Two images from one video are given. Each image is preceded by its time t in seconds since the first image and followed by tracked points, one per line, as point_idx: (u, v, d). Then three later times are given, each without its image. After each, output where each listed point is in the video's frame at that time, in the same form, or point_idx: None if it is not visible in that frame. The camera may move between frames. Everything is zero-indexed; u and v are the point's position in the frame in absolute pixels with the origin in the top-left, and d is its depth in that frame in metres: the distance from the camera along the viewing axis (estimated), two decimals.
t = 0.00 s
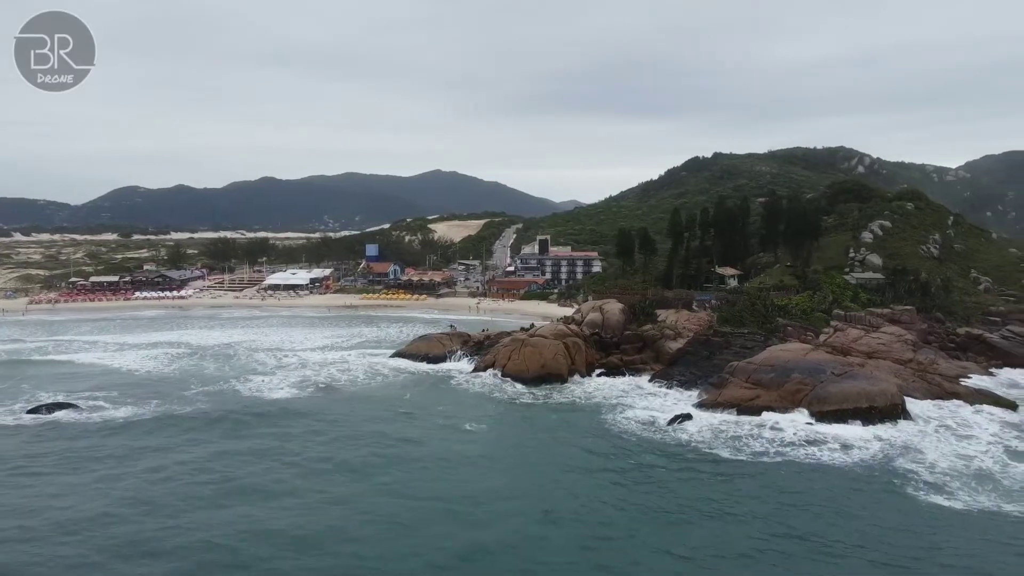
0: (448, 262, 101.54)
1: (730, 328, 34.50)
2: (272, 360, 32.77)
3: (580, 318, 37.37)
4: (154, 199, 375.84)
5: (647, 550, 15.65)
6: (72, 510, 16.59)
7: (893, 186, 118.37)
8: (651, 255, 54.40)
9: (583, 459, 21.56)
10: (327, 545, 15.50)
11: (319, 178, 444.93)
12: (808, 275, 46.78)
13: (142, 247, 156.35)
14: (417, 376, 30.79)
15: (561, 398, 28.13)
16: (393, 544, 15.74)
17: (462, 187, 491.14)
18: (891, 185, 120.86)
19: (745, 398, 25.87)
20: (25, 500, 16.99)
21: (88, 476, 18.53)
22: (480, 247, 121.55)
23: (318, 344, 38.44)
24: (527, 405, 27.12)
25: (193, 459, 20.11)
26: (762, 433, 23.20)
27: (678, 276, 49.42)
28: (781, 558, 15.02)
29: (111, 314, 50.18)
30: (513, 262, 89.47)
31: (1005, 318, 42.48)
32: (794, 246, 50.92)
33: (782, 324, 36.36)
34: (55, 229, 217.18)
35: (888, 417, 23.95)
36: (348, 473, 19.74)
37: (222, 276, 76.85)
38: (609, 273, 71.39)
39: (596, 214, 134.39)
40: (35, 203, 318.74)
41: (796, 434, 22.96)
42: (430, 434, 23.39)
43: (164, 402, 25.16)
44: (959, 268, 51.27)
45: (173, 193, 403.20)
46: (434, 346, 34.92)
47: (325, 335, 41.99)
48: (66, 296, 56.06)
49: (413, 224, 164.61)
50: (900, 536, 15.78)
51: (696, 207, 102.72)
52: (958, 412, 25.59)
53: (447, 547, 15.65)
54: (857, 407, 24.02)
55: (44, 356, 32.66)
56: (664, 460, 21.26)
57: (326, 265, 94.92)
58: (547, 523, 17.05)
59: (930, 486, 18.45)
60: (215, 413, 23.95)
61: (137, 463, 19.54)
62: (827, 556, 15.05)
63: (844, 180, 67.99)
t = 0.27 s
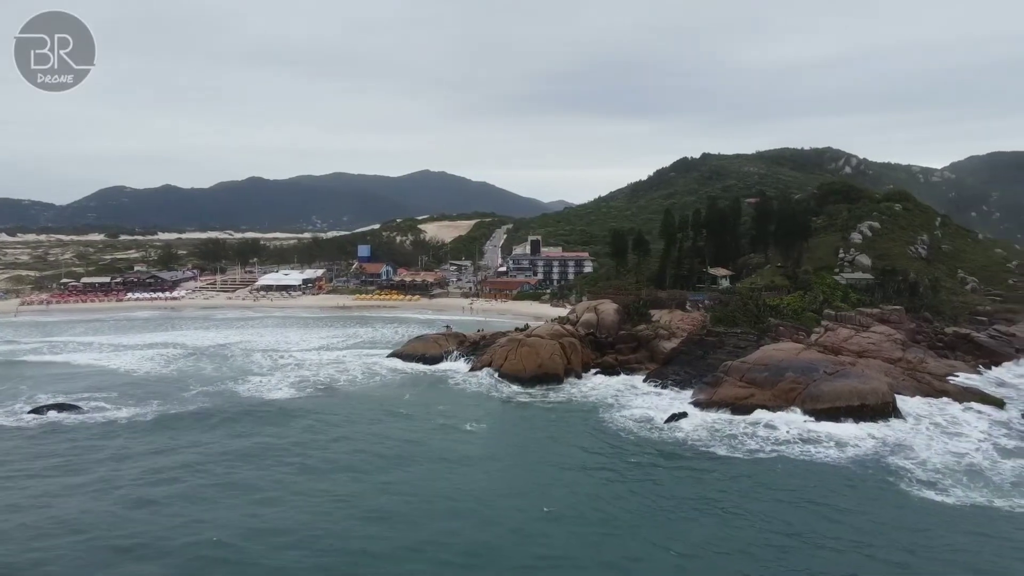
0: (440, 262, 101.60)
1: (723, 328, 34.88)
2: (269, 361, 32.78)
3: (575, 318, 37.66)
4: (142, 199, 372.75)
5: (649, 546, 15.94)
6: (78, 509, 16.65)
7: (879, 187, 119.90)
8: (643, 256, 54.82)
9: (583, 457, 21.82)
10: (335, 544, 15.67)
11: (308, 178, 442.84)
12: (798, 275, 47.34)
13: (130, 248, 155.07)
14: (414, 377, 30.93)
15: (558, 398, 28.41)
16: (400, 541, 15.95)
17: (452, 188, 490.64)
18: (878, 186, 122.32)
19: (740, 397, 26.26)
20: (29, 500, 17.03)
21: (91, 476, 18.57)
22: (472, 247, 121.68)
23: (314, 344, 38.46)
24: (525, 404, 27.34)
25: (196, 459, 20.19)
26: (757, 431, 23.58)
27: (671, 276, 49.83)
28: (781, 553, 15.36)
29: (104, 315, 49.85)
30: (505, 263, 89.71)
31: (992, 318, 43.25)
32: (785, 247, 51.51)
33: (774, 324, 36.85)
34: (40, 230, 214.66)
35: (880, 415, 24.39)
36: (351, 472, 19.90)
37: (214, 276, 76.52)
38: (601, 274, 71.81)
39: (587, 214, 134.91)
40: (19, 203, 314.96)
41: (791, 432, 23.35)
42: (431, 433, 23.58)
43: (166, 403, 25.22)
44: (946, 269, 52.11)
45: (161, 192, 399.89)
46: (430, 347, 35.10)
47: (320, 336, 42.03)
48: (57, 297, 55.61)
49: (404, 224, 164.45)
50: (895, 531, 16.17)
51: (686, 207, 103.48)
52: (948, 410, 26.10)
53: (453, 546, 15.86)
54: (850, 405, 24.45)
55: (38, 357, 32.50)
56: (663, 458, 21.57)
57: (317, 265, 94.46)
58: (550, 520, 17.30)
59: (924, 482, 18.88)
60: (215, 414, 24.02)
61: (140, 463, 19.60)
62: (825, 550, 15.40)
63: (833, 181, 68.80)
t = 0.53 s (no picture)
0: (429, 263, 101.57)
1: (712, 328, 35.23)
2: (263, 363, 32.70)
3: (566, 318, 37.95)
4: (125, 199, 368.26)
5: (648, 542, 16.23)
6: (79, 510, 16.63)
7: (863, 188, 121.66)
8: (633, 256, 55.25)
9: (579, 456, 22.09)
10: (339, 543, 15.79)
11: (294, 178, 439.73)
12: (786, 275, 47.96)
13: (114, 248, 153.29)
14: (409, 377, 31.06)
15: (552, 397, 28.68)
16: (403, 540, 16.11)
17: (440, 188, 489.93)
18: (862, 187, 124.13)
19: (731, 396, 26.65)
20: (29, 501, 16.97)
21: (90, 477, 18.53)
22: (460, 248, 121.75)
23: (306, 346, 38.41)
24: (520, 404, 27.55)
25: (195, 459, 20.21)
26: (749, 429, 23.97)
27: (661, 276, 50.23)
28: (777, 548, 15.71)
29: (92, 316, 49.33)
30: (494, 263, 89.88)
31: (974, 317, 44.13)
32: (772, 247, 52.16)
33: (763, 323, 37.35)
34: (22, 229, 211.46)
35: (868, 413, 24.88)
36: (351, 471, 20.01)
37: (202, 277, 75.99)
38: (590, 274, 72.20)
39: (575, 215, 135.41)
40: None
41: (782, 429, 23.77)
42: (428, 433, 23.73)
43: (164, 404, 25.24)
44: (930, 269, 53.09)
45: (145, 192, 395.31)
46: (423, 347, 35.22)
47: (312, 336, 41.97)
48: (44, 298, 54.96)
49: (392, 225, 164.09)
50: (887, 525, 16.59)
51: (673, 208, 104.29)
52: (934, 407, 26.68)
53: (456, 544, 16.05)
54: (839, 403, 24.90)
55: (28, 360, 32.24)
56: (658, 455, 21.88)
57: (305, 265, 93.54)
58: (550, 518, 17.53)
59: (913, 478, 19.34)
60: (212, 414, 24.01)
61: (139, 463, 19.59)
62: (820, 545, 15.78)
63: (818, 182, 69.72)
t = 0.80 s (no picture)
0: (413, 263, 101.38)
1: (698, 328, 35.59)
2: (251, 368, 32.71)
3: (554, 318, 38.22)
4: (103, 198, 362.33)
5: (644, 538, 16.53)
6: (74, 512, 16.54)
7: (842, 188, 123.67)
8: (618, 256, 55.72)
9: (572, 454, 22.37)
10: (339, 546, 15.88)
11: (275, 177, 435.66)
12: (769, 275, 48.70)
13: (91, 248, 150.72)
14: (399, 378, 31.13)
15: (542, 396, 28.94)
16: (402, 541, 16.23)
17: (423, 188, 488.41)
18: (841, 188, 126.26)
19: (719, 393, 27.09)
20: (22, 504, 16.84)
21: (84, 479, 18.41)
22: (445, 248, 121.66)
23: (294, 347, 38.36)
24: (511, 403, 27.80)
25: (189, 460, 20.14)
26: (737, 426, 24.44)
27: (646, 276, 50.67)
28: (770, 542, 16.09)
29: (75, 317, 48.77)
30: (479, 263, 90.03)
31: (952, 316, 45.28)
32: (756, 247, 52.91)
33: (747, 323, 37.97)
34: None
35: (852, 410, 25.46)
36: (347, 471, 20.10)
37: (186, 277, 75.25)
38: (575, 274, 72.67)
39: (559, 215, 135.92)
40: None
41: (769, 427, 24.30)
42: (421, 434, 23.85)
43: (156, 403, 25.56)
44: (909, 269, 54.27)
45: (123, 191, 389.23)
46: (413, 347, 35.29)
47: (299, 337, 41.81)
48: (26, 299, 54.22)
49: (375, 225, 163.38)
50: (874, 519, 17.08)
51: (656, 210, 105.26)
52: (914, 404, 27.38)
53: (455, 543, 16.22)
54: (823, 400, 25.45)
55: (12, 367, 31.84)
56: (650, 453, 22.23)
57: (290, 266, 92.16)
58: (547, 516, 17.77)
59: (897, 473, 19.92)
60: (203, 416, 23.91)
61: (133, 465, 19.49)
62: (811, 539, 16.20)
63: (800, 183, 70.85)
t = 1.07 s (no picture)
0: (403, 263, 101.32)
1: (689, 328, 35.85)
2: (245, 371, 32.83)
3: (547, 319, 38.48)
4: (86, 198, 358.06)
5: (643, 535, 16.80)
6: (75, 531, 16.50)
7: (827, 189, 125.08)
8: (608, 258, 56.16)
9: (569, 453, 22.62)
10: (343, 551, 15.99)
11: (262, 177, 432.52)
12: (758, 276, 49.28)
13: (75, 249, 148.99)
14: (395, 379, 31.23)
15: (537, 396, 29.16)
16: (405, 544, 16.38)
17: (411, 188, 487.19)
18: (826, 188, 127.75)
19: (711, 392, 27.46)
20: (22, 523, 16.76)
21: (83, 499, 18.36)
22: (434, 249, 121.64)
23: (287, 349, 38.47)
24: (507, 403, 28.08)
25: (188, 479, 20.15)
26: (730, 424, 24.86)
27: (636, 276, 51.02)
28: (766, 538, 16.43)
29: (64, 318, 48.51)
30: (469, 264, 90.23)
31: (936, 316, 46.14)
32: (744, 248, 53.48)
33: (736, 323, 38.45)
34: None
35: (842, 408, 25.93)
36: (347, 482, 20.21)
37: (174, 278, 74.82)
38: (565, 274, 73.02)
39: (548, 215, 136.41)
40: None
41: (761, 424, 24.73)
42: (419, 438, 23.99)
43: (156, 403, 26.62)
44: (894, 269, 55.18)
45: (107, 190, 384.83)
46: (407, 348, 35.40)
47: (291, 339, 41.75)
48: (14, 301, 53.85)
49: (363, 225, 162.97)
50: (867, 515, 17.48)
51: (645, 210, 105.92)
52: (902, 402, 27.94)
53: (457, 544, 16.38)
54: (813, 398, 25.90)
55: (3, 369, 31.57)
56: (646, 451, 22.53)
57: (279, 267, 90.67)
58: (546, 515, 17.98)
59: (887, 469, 20.41)
60: (201, 431, 23.93)
61: (132, 485, 19.45)
62: (806, 535, 16.55)
63: (787, 185, 71.75)
